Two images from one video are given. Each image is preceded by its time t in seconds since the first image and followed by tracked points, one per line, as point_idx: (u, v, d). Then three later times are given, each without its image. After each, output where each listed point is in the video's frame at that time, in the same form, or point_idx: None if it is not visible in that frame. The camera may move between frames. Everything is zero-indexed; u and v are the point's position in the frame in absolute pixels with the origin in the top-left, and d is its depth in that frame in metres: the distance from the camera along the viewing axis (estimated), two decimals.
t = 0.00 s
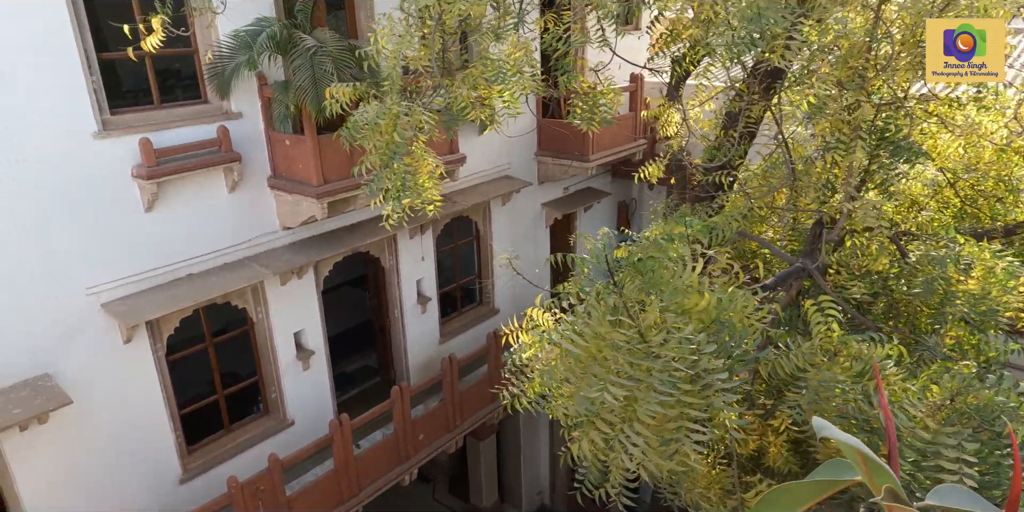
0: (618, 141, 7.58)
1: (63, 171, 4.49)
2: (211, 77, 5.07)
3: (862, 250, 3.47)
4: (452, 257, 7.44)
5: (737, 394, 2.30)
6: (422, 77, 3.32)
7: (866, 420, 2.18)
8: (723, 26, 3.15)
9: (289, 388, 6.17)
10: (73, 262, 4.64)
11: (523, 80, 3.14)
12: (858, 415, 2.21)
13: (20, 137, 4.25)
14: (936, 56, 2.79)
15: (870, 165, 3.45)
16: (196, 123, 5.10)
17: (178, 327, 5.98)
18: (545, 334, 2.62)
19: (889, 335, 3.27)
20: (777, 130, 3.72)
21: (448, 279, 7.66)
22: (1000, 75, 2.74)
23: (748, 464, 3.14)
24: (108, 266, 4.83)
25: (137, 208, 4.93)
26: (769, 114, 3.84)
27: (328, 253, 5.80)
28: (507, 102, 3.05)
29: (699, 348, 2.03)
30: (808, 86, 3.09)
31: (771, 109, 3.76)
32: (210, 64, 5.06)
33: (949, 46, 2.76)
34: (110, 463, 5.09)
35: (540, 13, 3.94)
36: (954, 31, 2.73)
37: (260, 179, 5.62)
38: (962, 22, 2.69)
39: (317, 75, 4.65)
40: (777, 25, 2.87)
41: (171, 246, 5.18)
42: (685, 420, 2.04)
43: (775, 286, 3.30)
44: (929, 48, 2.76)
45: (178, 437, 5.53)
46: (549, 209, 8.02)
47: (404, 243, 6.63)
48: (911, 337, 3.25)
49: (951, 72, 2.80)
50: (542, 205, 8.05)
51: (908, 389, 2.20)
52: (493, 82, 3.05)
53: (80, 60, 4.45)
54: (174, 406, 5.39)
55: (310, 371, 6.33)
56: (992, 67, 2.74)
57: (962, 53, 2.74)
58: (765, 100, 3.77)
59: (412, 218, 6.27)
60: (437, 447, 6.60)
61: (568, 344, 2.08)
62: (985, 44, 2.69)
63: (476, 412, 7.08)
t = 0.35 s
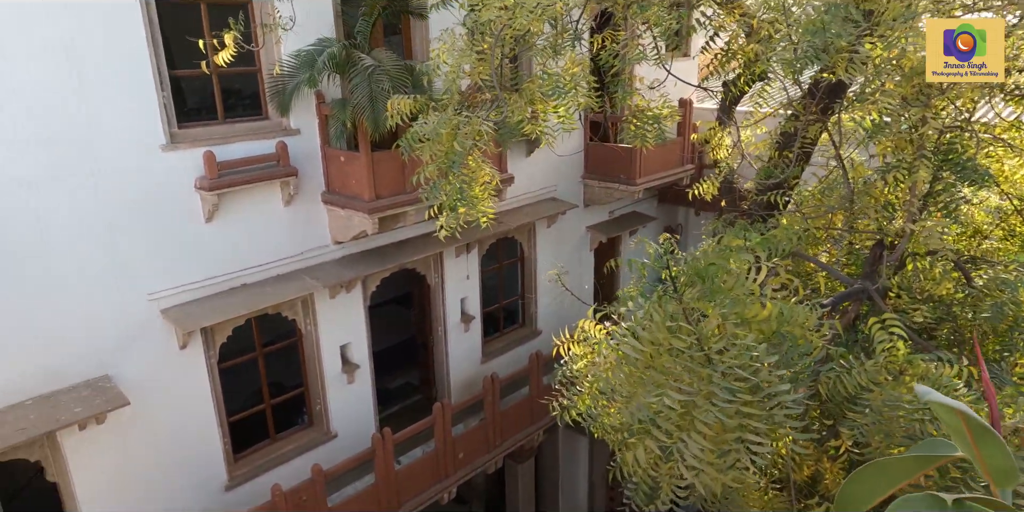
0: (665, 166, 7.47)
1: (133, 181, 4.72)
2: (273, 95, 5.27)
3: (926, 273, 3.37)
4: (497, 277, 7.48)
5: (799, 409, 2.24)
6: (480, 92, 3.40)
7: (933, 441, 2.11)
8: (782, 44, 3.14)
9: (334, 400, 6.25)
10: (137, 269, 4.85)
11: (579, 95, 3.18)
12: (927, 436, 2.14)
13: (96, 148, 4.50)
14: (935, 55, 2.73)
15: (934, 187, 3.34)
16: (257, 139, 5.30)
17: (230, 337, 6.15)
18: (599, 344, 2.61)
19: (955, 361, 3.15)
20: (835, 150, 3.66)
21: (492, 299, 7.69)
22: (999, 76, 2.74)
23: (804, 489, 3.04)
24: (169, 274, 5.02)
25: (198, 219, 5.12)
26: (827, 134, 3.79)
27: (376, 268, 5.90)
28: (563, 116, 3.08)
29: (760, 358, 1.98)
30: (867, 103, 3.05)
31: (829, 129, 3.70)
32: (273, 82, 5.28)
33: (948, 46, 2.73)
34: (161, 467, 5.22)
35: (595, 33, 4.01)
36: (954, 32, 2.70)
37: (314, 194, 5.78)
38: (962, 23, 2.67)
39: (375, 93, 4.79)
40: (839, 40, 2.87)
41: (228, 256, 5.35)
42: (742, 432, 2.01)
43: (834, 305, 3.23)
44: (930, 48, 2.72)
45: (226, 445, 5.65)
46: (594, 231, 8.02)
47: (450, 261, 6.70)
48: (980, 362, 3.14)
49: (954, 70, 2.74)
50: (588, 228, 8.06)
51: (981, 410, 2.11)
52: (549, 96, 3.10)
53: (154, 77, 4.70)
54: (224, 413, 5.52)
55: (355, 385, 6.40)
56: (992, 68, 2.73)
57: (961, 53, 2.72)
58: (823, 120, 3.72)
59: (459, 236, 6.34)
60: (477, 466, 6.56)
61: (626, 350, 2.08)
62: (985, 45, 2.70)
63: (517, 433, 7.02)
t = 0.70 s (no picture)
0: (698, 179, 7.43)
1: (176, 184, 4.85)
2: (312, 102, 5.39)
3: (974, 286, 3.32)
4: (527, 287, 7.49)
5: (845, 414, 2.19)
6: (518, 96, 3.43)
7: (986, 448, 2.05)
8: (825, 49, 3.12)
9: (364, 406, 6.29)
10: (178, 269, 4.96)
11: (617, 99, 3.19)
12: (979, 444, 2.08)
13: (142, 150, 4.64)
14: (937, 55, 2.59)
15: (981, 195, 3.27)
16: (296, 145, 5.41)
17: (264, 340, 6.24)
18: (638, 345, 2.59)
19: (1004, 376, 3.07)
20: (877, 158, 3.60)
21: (522, 309, 7.70)
22: (999, 76, 2.51)
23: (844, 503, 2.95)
24: (207, 276, 5.13)
25: (237, 222, 5.24)
26: (867, 142, 3.74)
27: (409, 274, 5.95)
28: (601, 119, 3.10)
29: (807, 357, 1.95)
30: (912, 107, 3.00)
31: (870, 138, 3.64)
32: (312, 91, 5.39)
33: (948, 46, 2.58)
34: (194, 466, 5.29)
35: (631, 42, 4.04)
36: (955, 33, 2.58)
37: (350, 200, 5.87)
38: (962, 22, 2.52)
39: (412, 99, 4.85)
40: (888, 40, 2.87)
41: (265, 260, 5.45)
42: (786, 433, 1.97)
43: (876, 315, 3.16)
44: (928, 48, 2.60)
45: (257, 447, 5.71)
46: (625, 244, 7.99)
47: (480, 269, 6.72)
48: None
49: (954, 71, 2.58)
50: (619, 240, 8.04)
51: None
52: (588, 100, 3.11)
53: (199, 83, 4.84)
54: (256, 415, 5.59)
55: (384, 391, 6.43)
56: (993, 67, 2.52)
57: (961, 53, 2.56)
58: (864, 129, 3.66)
59: (491, 244, 6.37)
60: (504, 476, 6.52)
61: (669, 345, 2.06)
62: (985, 44, 2.52)
63: (546, 444, 6.96)
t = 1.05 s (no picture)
0: (714, 184, 7.40)
1: (197, 183, 4.91)
2: (331, 104, 5.43)
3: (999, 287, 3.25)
4: (542, 291, 7.48)
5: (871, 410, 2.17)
6: (538, 95, 3.45)
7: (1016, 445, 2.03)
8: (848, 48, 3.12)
9: (378, 407, 6.30)
10: (197, 268, 5.01)
11: (637, 97, 3.19)
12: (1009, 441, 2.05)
13: (164, 150, 4.70)
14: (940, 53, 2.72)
15: (1005, 196, 3.24)
16: (315, 146, 5.46)
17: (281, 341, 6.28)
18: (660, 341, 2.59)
19: None
20: (898, 159, 3.58)
21: (537, 313, 7.69)
22: (1000, 76, 2.71)
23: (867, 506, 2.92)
24: (226, 275, 5.18)
25: (256, 222, 5.29)
26: (888, 144, 3.72)
27: (424, 276, 5.97)
28: (621, 117, 3.11)
29: (833, 349, 1.93)
30: (935, 105, 2.99)
31: (892, 139, 3.63)
32: (331, 93, 5.44)
33: (949, 46, 2.75)
34: (210, 464, 5.32)
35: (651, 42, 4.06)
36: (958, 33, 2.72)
37: (367, 202, 5.91)
38: (962, 23, 2.68)
39: (431, 101, 4.87)
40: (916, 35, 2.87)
41: (283, 260, 5.49)
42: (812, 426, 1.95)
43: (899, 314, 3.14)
44: (930, 48, 2.75)
45: (273, 446, 5.73)
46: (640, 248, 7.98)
47: (496, 272, 6.73)
48: None
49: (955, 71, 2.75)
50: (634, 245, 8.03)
51: None
52: (609, 98, 3.13)
53: (220, 83, 4.91)
54: (272, 414, 5.62)
55: (399, 393, 6.44)
56: (992, 67, 2.71)
57: (961, 53, 2.73)
58: (884, 130, 3.66)
59: (507, 247, 6.38)
60: (518, 480, 6.49)
61: (693, 336, 2.05)
62: (985, 44, 2.69)
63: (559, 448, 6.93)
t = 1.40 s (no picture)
0: (723, 191, 7.38)
1: (209, 185, 4.93)
2: (341, 108, 5.46)
3: (1012, 290, 3.22)
4: (549, 297, 7.47)
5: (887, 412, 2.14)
6: (549, 98, 3.46)
7: None
8: (861, 51, 3.14)
9: (385, 411, 6.29)
10: (207, 269, 5.03)
11: (648, 99, 3.20)
12: None
13: (177, 152, 4.74)
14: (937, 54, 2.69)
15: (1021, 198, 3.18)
16: (325, 150, 5.49)
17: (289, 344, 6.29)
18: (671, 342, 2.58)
19: None
20: (909, 164, 3.57)
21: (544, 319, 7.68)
22: (999, 75, 2.66)
23: None
24: (235, 277, 5.19)
25: (266, 225, 5.31)
26: (900, 149, 3.72)
27: (432, 280, 5.97)
28: (633, 120, 3.11)
29: (849, 350, 1.91)
30: (948, 108, 2.99)
31: (903, 143, 3.62)
32: (342, 97, 5.47)
33: (949, 46, 2.69)
34: (217, 466, 5.32)
35: (662, 47, 4.08)
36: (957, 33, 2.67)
37: (376, 206, 5.92)
38: (962, 23, 2.64)
39: (441, 105, 4.88)
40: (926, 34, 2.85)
41: (291, 263, 5.50)
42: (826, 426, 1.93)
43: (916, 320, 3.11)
44: (929, 48, 2.71)
45: (280, 449, 5.72)
46: (648, 255, 7.97)
47: (503, 277, 6.73)
48: None
49: (953, 72, 2.70)
50: (641, 252, 8.02)
51: None
52: (621, 100, 3.13)
53: (232, 86, 4.95)
54: (279, 416, 5.62)
55: (406, 397, 6.43)
56: (992, 67, 2.66)
57: (961, 53, 2.68)
58: (896, 135, 3.65)
59: (515, 252, 6.38)
60: (525, 486, 6.45)
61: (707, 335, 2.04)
62: (985, 44, 2.64)
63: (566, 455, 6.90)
